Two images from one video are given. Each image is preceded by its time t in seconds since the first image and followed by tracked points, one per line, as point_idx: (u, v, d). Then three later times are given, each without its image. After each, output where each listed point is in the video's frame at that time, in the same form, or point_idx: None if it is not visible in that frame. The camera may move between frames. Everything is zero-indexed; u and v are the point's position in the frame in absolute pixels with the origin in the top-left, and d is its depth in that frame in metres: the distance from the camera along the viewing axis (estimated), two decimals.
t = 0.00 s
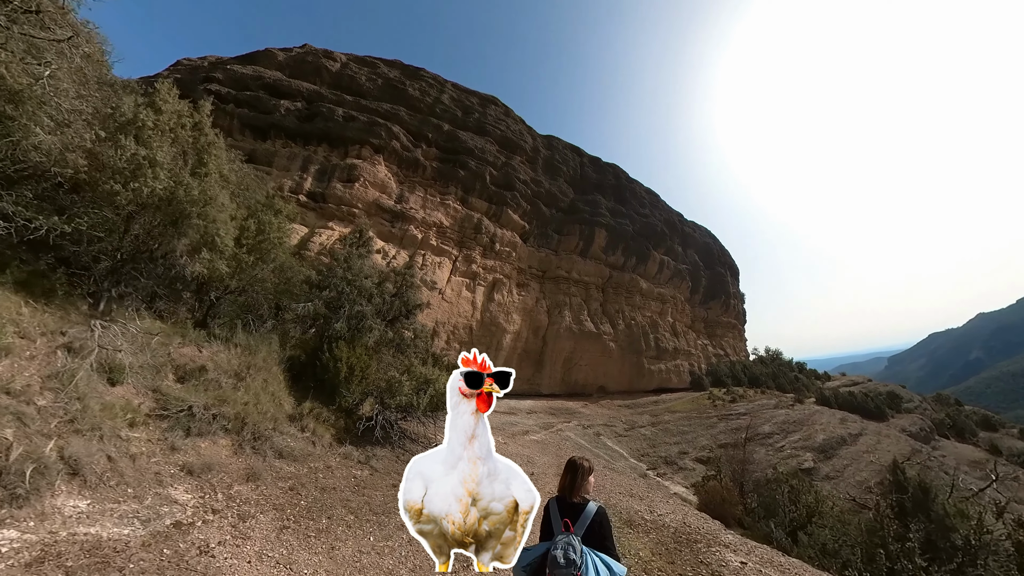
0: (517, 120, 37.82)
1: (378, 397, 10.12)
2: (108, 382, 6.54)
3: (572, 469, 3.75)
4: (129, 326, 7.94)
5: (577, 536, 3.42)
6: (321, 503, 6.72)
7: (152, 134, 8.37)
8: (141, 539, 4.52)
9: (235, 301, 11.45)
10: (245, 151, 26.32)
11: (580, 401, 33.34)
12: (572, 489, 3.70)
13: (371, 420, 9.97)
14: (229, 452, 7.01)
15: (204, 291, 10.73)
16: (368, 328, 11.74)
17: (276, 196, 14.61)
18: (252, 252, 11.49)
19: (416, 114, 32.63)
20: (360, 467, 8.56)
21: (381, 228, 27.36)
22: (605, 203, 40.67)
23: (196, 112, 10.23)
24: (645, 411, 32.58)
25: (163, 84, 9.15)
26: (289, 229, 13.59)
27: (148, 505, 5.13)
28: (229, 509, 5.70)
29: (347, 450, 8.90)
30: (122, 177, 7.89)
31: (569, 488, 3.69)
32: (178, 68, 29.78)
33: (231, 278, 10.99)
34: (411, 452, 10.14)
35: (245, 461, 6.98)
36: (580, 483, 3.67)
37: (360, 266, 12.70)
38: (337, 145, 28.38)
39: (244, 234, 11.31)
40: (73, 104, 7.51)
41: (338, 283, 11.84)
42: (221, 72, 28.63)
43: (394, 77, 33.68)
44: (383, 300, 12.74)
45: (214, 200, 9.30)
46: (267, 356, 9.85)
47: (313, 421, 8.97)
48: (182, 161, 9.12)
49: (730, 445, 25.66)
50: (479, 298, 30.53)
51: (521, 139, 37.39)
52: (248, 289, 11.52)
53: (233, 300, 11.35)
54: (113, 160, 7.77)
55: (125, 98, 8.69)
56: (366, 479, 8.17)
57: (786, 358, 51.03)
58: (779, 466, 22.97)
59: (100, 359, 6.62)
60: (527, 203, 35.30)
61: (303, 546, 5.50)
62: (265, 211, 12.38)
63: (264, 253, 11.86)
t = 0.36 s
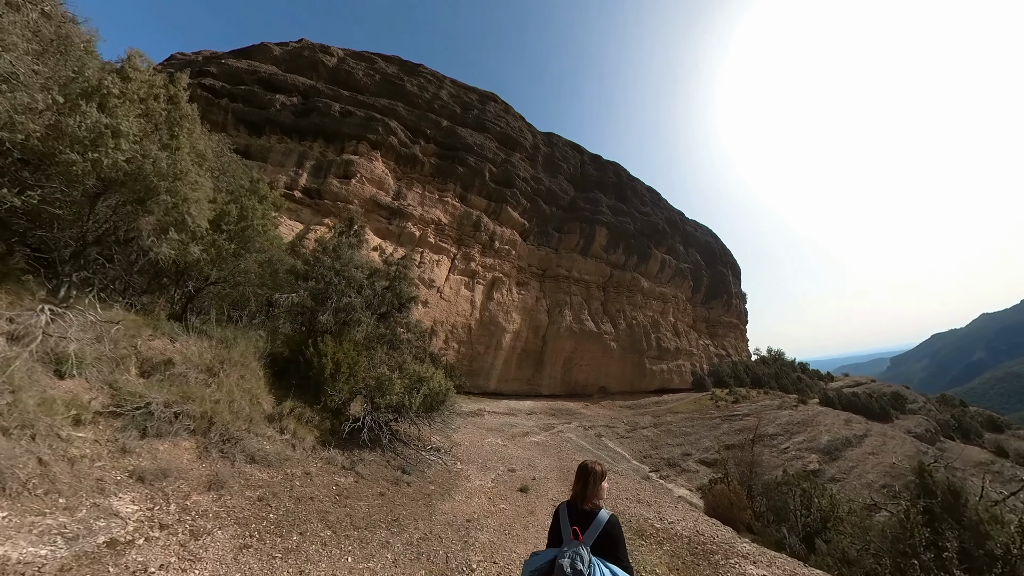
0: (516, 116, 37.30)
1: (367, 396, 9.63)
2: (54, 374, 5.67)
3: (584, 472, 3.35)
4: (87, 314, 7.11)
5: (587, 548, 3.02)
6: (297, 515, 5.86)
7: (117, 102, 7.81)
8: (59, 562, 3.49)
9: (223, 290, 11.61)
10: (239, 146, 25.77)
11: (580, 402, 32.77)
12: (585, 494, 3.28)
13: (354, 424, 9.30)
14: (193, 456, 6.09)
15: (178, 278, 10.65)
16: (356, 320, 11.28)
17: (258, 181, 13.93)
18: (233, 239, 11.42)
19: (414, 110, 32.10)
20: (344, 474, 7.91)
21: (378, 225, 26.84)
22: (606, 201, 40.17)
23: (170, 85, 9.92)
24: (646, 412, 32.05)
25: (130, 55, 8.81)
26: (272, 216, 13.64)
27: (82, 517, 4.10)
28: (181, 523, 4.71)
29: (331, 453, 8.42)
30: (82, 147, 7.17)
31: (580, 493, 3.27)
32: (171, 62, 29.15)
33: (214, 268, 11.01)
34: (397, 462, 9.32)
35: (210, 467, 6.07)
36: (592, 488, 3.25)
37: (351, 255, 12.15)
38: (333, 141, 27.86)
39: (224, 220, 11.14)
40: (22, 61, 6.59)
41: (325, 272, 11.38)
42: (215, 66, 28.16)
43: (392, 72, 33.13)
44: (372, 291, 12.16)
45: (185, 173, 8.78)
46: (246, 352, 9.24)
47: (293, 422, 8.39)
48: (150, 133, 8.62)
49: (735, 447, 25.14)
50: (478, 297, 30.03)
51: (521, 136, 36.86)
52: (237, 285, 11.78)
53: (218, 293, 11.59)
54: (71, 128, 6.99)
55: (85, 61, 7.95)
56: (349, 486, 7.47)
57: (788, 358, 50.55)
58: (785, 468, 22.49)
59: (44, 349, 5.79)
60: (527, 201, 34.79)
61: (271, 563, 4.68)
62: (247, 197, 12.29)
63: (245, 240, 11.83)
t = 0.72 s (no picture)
0: (516, 113, 36.82)
1: (352, 392, 9.19)
2: None
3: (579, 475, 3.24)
4: (38, 299, 6.49)
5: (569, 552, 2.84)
6: (259, 527, 5.32)
7: (77, 66, 7.33)
8: None
9: (201, 280, 11.59)
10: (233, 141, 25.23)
11: (580, 403, 32.21)
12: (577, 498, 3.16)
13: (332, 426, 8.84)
14: (147, 459, 5.54)
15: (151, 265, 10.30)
16: (342, 312, 10.81)
17: (239, 164, 13.34)
18: (213, 225, 10.93)
19: (412, 105, 31.60)
20: (322, 479, 7.37)
21: (375, 221, 26.37)
22: (607, 199, 39.69)
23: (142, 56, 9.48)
24: (648, 413, 31.51)
25: (93, 18, 8.24)
26: (252, 201, 13.00)
27: None
28: (115, 537, 4.15)
29: (310, 454, 7.95)
30: (31, 110, 6.64)
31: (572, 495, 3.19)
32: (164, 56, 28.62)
33: (195, 258, 10.64)
34: (382, 467, 8.79)
35: (163, 470, 5.49)
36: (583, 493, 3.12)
37: (340, 244, 11.75)
38: (329, 136, 27.38)
39: (202, 204, 10.51)
40: None
41: (312, 262, 10.87)
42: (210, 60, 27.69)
43: (390, 67, 32.64)
44: (360, 282, 11.89)
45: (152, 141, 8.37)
46: (219, 345, 8.74)
47: (268, 421, 7.85)
48: (115, 103, 8.18)
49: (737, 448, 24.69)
50: (477, 296, 29.53)
51: (520, 133, 36.36)
52: (219, 277, 11.64)
53: (197, 281, 11.45)
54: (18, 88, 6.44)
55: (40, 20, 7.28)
56: (325, 492, 6.96)
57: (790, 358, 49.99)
58: (791, 471, 21.97)
59: None
60: (527, 198, 34.27)
61: None
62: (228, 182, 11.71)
63: (226, 225, 11.28)
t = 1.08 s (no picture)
0: (515, 110, 36.32)
1: (334, 394, 8.79)
2: None
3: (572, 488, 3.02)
4: None
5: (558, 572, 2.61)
6: (210, 550, 4.75)
7: (29, 31, 7.06)
8: None
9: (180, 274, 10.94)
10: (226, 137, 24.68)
11: (580, 404, 31.66)
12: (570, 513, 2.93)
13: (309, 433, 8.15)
14: (88, 470, 4.99)
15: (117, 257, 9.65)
16: (326, 307, 10.60)
17: (218, 150, 12.66)
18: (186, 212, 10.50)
19: (410, 102, 31.11)
20: (296, 492, 6.87)
21: (371, 219, 25.92)
22: (607, 197, 39.18)
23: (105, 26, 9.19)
24: (649, 414, 30.94)
25: None
26: (234, 190, 12.41)
27: None
28: (30, 564, 3.59)
29: (284, 462, 7.44)
30: None
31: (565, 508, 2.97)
32: (157, 51, 28.05)
33: (168, 248, 10.02)
34: (365, 476, 8.26)
35: (105, 482, 4.95)
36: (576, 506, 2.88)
37: (323, 233, 11.55)
38: (325, 132, 26.86)
39: (174, 188, 9.68)
40: None
41: (293, 254, 10.59)
42: (203, 54, 27.19)
43: (387, 63, 32.12)
44: (345, 272, 11.69)
45: (110, 113, 8.08)
46: (188, 340, 8.24)
47: (239, 426, 7.37)
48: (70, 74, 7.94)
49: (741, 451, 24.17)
50: (475, 295, 29.02)
51: (520, 130, 35.85)
52: (202, 272, 11.11)
53: (175, 274, 10.78)
54: None
55: None
56: (296, 506, 6.45)
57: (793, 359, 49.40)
58: (797, 474, 21.44)
59: None
60: (526, 195, 33.73)
61: None
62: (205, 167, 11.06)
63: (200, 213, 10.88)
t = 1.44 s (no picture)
0: (515, 107, 35.96)
1: (318, 393, 8.52)
2: None
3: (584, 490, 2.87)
4: None
5: None
6: (159, 567, 4.26)
7: None
8: None
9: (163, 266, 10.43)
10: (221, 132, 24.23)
11: (581, 405, 31.23)
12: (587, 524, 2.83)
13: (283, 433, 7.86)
14: (29, 471, 4.51)
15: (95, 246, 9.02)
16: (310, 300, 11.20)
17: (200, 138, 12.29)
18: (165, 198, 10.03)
19: (408, 98, 30.73)
20: (270, 499, 6.45)
21: (368, 216, 25.52)
22: (608, 195, 38.80)
23: None
24: (651, 415, 30.44)
25: None
26: (219, 177, 12.08)
27: None
28: None
29: (260, 464, 7.12)
30: None
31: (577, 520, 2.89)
32: (151, 46, 27.60)
33: (147, 237, 9.96)
34: (349, 481, 7.84)
35: (46, 486, 4.49)
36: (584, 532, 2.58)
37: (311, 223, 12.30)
38: (322, 128, 26.44)
39: (152, 172, 9.58)
40: None
41: (279, 242, 11.20)
42: (198, 48, 26.75)
43: (385, 59, 31.72)
44: (332, 263, 12.49)
45: (72, 82, 8.05)
46: (161, 333, 7.94)
47: (211, 425, 7.12)
48: (34, 38, 7.79)
49: (744, 452, 23.74)
50: (474, 294, 28.59)
51: (519, 127, 35.46)
52: (188, 265, 10.76)
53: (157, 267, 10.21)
54: None
55: None
56: (267, 515, 6.00)
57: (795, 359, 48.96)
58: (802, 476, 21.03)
59: None
60: (526, 193, 33.33)
61: None
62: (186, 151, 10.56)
63: (183, 203, 10.58)
